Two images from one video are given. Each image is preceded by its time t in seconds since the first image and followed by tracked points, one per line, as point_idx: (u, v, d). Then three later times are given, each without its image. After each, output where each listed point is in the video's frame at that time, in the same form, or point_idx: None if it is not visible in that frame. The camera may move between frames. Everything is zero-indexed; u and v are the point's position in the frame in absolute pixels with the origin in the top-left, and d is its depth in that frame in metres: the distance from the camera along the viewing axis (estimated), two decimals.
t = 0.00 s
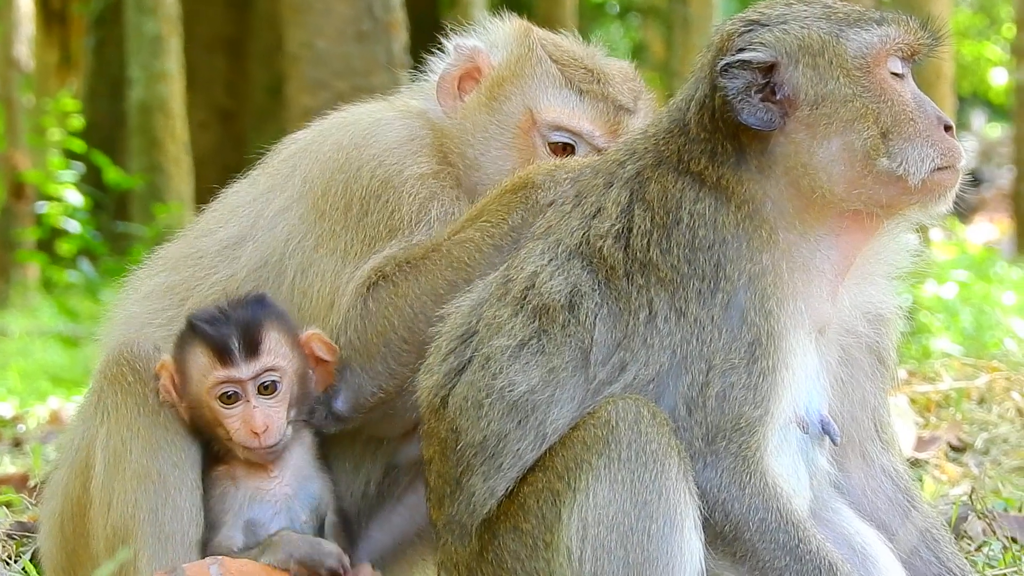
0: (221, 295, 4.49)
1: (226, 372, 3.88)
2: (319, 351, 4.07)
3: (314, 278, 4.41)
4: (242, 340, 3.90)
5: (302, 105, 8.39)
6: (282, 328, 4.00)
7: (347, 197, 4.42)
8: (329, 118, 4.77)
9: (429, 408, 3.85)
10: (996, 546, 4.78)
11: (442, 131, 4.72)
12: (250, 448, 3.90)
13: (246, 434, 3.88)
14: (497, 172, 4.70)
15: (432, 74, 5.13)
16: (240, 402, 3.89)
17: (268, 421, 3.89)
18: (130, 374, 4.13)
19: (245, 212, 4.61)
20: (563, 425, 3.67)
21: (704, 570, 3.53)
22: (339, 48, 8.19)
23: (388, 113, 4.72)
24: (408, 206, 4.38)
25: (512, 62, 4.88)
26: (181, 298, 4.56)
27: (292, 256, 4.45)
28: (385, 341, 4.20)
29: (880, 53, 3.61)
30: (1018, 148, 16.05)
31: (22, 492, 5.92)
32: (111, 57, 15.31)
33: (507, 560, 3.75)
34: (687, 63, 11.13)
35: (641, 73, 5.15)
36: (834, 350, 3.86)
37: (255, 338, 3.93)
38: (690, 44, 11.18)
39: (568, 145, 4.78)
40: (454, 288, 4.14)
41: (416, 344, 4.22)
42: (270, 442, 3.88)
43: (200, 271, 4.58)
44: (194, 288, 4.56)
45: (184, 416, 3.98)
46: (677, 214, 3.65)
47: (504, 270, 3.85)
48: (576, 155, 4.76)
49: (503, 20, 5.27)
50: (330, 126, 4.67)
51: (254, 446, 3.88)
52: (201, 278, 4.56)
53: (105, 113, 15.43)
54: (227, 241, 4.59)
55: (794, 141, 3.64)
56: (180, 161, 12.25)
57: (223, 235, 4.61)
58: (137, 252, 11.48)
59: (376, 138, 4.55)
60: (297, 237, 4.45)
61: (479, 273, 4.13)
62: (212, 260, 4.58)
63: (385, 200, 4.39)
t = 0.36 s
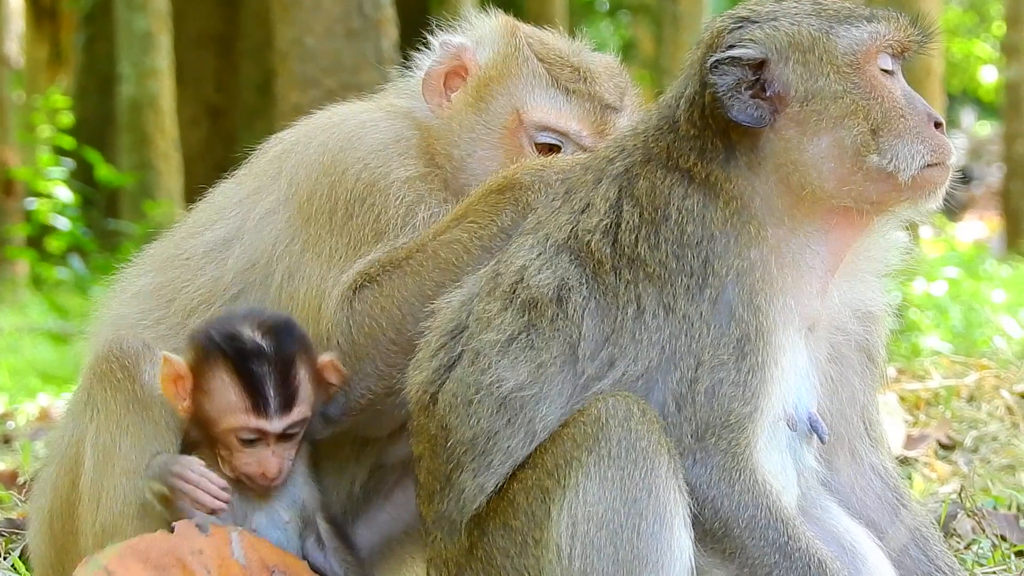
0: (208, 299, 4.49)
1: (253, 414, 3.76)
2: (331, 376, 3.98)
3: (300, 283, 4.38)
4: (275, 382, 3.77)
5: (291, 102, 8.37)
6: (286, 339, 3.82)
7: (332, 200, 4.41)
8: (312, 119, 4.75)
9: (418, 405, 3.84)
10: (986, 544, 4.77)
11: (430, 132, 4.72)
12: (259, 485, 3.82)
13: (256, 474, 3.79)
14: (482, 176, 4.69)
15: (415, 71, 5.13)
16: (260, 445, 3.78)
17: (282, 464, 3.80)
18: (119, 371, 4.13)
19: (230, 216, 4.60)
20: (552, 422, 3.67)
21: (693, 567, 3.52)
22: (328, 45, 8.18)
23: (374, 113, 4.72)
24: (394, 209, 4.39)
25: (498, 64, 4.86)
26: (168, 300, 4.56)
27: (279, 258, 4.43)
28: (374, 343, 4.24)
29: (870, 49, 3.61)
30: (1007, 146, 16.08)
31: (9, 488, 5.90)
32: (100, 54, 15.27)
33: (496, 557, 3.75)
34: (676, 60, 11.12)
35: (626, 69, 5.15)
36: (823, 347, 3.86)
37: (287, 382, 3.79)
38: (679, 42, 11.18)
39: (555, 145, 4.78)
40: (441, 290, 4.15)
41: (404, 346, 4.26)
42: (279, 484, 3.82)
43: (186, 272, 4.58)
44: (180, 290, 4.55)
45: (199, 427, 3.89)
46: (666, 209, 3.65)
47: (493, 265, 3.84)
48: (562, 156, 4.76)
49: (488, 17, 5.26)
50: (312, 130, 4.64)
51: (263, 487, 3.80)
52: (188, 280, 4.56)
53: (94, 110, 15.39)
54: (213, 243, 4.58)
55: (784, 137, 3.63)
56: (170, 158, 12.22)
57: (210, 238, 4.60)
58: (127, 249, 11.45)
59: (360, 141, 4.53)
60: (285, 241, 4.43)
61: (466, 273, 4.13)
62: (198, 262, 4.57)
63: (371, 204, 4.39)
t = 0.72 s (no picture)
0: (202, 297, 4.48)
1: (239, 426, 3.86)
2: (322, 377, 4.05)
3: (295, 284, 4.39)
4: (260, 395, 3.86)
5: (283, 100, 8.35)
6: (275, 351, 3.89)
7: (327, 201, 4.41)
8: (308, 118, 4.74)
9: (410, 403, 3.84)
10: (978, 543, 4.77)
11: (425, 131, 4.72)
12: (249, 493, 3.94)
13: (245, 483, 3.91)
14: (476, 173, 4.69)
15: (414, 71, 5.10)
16: (248, 454, 3.90)
17: (270, 473, 3.92)
18: (111, 369, 4.09)
19: (225, 214, 4.60)
20: (544, 421, 3.67)
21: (685, 565, 3.52)
22: (320, 43, 8.17)
23: (369, 113, 4.71)
24: (390, 211, 4.39)
25: (492, 62, 4.86)
26: (161, 298, 4.54)
27: (275, 259, 4.43)
28: (368, 345, 4.23)
29: (862, 48, 3.61)
30: (999, 146, 16.11)
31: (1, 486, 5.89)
32: (93, 52, 15.24)
33: (488, 555, 3.75)
34: (669, 58, 11.11)
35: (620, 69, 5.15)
36: (815, 345, 3.85)
37: (273, 393, 3.88)
38: (672, 41, 11.18)
39: (549, 143, 4.77)
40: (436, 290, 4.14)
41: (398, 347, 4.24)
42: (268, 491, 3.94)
43: (181, 269, 4.57)
44: (175, 287, 4.54)
45: (189, 432, 3.98)
46: (658, 208, 3.65)
47: (485, 263, 3.84)
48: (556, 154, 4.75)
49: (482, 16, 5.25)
50: (311, 126, 4.65)
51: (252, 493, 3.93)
52: (182, 278, 4.55)
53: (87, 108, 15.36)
54: (208, 242, 4.57)
55: (775, 135, 3.64)
56: (162, 156, 12.20)
57: (205, 236, 4.59)
58: (119, 247, 11.43)
59: (356, 142, 4.54)
60: (280, 241, 4.44)
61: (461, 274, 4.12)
62: (193, 260, 4.56)
63: (367, 205, 4.40)
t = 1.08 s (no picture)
0: (197, 298, 4.49)
1: (231, 416, 3.91)
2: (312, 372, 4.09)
3: (290, 284, 4.41)
4: (252, 386, 3.92)
5: (279, 100, 8.35)
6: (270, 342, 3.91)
7: (322, 202, 4.40)
8: (303, 117, 4.75)
9: (407, 403, 3.85)
10: (974, 540, 4.76)
11: (418, 129, 4.72)
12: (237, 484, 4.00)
13: (235, 474, 3.97)
14: (470, 171, 4.68)
15: (404, 70, 5.12)
16: (240, 447, 3.95)
17: (260, 466, 3.98)
18: (103, 369, 4.06)
19: (219, 215, 4.61)
20: (540, 419, 3.67)
21: (682, 564, 3.52)
22: (315, 44, 8.17)
23: (362, 113, 4.71)
24: (385, 210, 4.38)
25: (485, 58, 4.85)
26: (155, 298, 4.55)
27: (270, 260, 4.44)
28: (366, 347, 4.21)
29: (858, 46, 3.61)
30: (995, 145, 16.13)
31: None
32: (89, 53, 15.24)
33: (484, 553, 3.75)
34: (665, 58, 11.11)
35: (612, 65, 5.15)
36: (811, 344, 3.85)
37: (265, 384, 3.94)
38: (667, 40, 11.18)
39: (544, 140, 4.77)
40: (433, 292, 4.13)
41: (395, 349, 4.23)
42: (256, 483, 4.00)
43: (175, 270, 4.57)
44: (169, 287, 4.54)
45: (177, 426, 3.99)
46: (653, 206, 3.65)
47: (481, 262, 3.85)
48: (551, 152, 4.75)
49: (473, 14, 5.26)
50: (303, 127, 4.65)
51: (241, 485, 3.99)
52: (176, 279, 4.55)
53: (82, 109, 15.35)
54: (202, 242, 4.58)
55: (771, 133, 3.64)
56: (158, 157, 12.18)
57: (199, 236, 4.60)
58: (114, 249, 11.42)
59: (352, 141, 4.53)
60: (275, 242, 4.45)
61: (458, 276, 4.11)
62: (187, 260, 4.57)
63: (361, 205, 4.38)
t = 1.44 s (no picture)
0: (192, 302, 4.49)
1: (272, 417, 3.83)
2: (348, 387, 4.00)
3: (287, 287, 4.40)
4: (299, 389, 3.84)
5: (276, 100, 8.36)
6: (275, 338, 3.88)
7: (312, 204, 4.41)
8: (290, 117, 4.73)
9: (404, 399, 3.85)
10: (972, 539, 4.77)
11: (420, 117, 4.71)
12: (267, 491, 3.87)
13: (267, 479, 3.84)
14: (474, 163, 4.69)
15: (406, 50, 5.10)
16: (276, 450, 3.85)
17: (293, 473, 3.86)
18: (104, 368, 4.05)
19: (211, 219, 4.59)
20: (537, 416, 3.66)
21: (680, 563, 3.51)
22: (312, 43, 8.17)
23: (350, 109, 4.68)
24: (377, 209, 4.38)
25: (497, 51, 4.84)
26: (151, 303, 4.54)
27: (264, 264, 4.44)
28: (370, 357, 4.27)
29: (856, 44, 3.61)
30: (992, 144, 16.14)
31: None
32: (86, 52, 15.23)
33: (482, 552, 3.74)
34: (662, 57, 11.11)
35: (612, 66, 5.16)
36: (809, 342, 3.85)
37: (310, 390, 3.86)
38: (664, 38, 11.18)
39: (547, 141, 4.76)
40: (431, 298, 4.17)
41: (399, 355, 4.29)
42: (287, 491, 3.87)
43: (169, 275, 4.56)
44: (164, 292, 4.54)
45: (217, 423, 3.96)
46: (649, 203, 3.65)
47: (479, 259, 3.85)
48: (554, 153, 4.75)
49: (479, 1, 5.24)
50: (289, 128, 4.64)
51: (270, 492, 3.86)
52: (170, 283, 4.55)
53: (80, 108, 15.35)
54: (196, 246, 4.57)
55: (769, 132, 3.63)
56: (155, 157, 12.18)
57: (193, 240, 4.59)
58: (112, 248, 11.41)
59: (340, 140, 4.52)
60: (268, 246, 4.44)
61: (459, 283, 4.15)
62: (182, 266, 4.56)
63: (352, 206, 4.39)
